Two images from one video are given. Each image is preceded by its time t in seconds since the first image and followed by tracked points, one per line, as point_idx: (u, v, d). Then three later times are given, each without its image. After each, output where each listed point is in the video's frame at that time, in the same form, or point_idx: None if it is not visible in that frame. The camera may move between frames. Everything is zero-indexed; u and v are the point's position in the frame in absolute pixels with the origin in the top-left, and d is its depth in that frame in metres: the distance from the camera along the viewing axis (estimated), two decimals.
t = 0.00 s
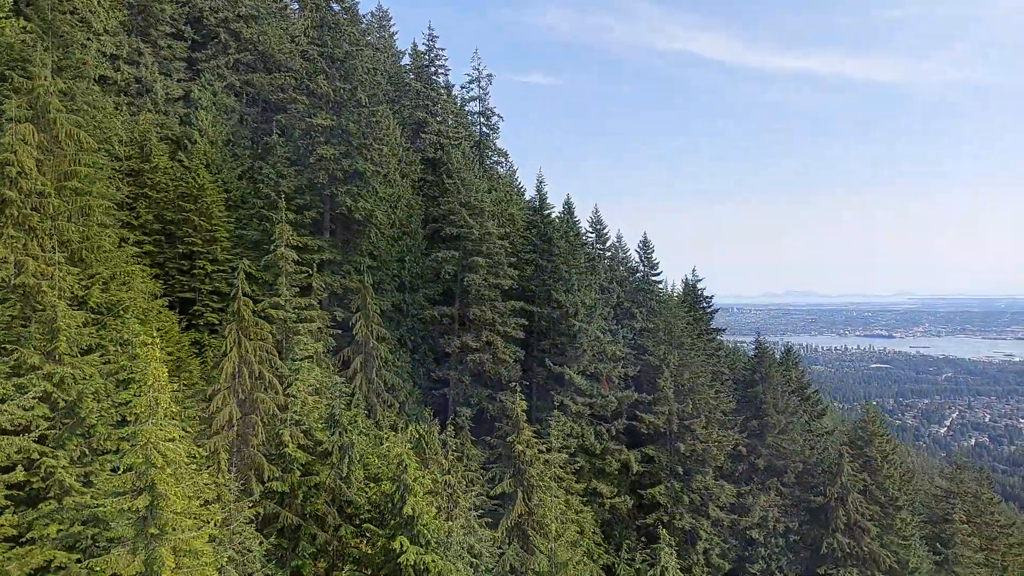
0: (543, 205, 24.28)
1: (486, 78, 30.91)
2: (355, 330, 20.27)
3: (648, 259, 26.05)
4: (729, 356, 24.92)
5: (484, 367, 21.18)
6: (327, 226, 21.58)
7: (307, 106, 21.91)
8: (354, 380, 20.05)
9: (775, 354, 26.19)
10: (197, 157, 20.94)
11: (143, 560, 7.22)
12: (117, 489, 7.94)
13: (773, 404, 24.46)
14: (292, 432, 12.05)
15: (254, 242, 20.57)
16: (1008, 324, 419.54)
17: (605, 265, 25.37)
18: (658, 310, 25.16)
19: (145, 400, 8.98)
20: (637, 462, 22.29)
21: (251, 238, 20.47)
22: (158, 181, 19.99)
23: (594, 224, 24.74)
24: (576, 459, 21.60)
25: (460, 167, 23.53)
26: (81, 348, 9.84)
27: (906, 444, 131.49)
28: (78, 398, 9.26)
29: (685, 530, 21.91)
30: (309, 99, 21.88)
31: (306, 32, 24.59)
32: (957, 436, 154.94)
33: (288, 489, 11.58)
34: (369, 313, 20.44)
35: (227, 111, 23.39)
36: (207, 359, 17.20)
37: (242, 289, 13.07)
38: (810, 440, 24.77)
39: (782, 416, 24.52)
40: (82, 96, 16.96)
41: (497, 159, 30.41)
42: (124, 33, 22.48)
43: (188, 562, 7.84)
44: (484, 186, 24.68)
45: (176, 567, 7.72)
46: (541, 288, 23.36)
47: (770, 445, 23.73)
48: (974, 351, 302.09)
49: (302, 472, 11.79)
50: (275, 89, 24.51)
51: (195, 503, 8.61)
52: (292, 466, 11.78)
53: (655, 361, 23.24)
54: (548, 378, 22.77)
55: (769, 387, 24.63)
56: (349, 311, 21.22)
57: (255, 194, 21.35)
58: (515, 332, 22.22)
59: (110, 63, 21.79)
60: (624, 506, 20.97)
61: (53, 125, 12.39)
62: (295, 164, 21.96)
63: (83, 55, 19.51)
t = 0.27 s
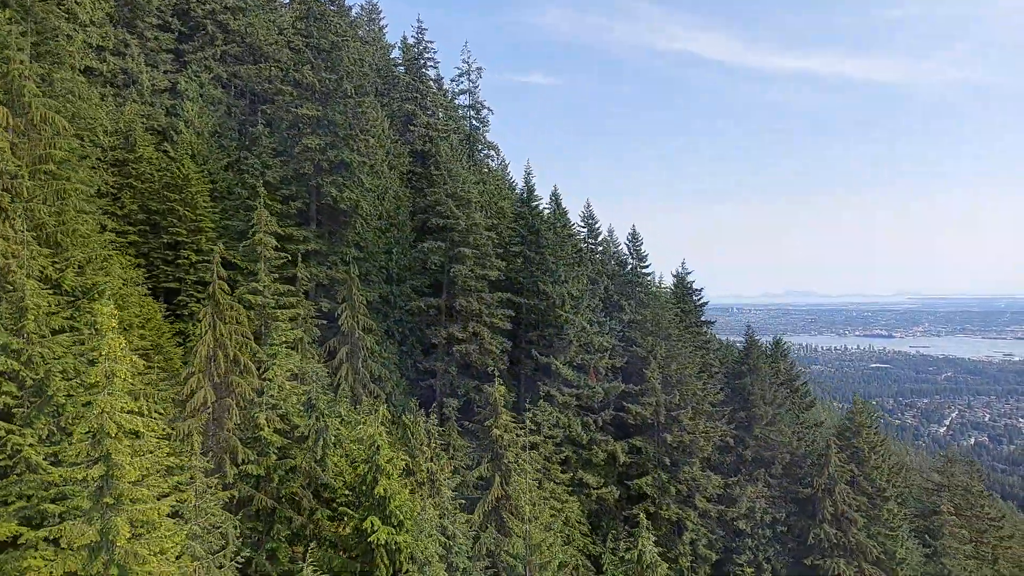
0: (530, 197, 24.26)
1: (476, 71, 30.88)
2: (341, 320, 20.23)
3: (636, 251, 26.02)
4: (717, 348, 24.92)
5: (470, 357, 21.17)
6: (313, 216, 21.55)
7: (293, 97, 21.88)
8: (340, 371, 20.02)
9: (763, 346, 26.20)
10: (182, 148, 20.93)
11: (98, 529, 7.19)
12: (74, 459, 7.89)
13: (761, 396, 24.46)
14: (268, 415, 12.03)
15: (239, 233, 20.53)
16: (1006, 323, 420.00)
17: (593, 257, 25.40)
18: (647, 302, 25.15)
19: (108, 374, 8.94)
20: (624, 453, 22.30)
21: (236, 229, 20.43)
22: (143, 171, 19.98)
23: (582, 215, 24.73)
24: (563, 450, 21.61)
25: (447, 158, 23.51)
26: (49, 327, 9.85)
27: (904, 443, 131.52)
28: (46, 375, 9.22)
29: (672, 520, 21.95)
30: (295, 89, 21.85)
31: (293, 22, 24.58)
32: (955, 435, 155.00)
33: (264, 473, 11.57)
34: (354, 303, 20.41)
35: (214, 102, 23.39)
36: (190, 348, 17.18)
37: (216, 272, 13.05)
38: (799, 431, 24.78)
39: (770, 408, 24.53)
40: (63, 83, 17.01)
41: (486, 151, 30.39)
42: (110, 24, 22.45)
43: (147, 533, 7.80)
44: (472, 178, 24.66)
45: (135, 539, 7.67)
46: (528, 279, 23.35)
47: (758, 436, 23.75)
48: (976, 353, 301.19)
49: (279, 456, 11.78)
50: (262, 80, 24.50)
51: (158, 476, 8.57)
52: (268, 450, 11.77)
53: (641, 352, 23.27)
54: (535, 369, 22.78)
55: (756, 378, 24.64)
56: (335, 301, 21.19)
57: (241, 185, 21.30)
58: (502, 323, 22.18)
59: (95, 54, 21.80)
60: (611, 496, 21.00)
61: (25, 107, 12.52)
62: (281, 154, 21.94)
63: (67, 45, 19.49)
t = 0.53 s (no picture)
0: (518, 188, 24.23)
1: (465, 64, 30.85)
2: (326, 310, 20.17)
3: (625, 243, 25.98)
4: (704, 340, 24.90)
5: (456, 348, 21.14)
6: (299, 207, 21.51)
7: (278, 87, 21.82)
8: (325, 361, 19.99)
9: (751, 338, 26.21)
10: (167, 137, 20.90)
11: (52, 499, 7.22)
12: (32, 431, 7.93)
13: (749, 387, 24.47)
14: (242, 399, 12.01)
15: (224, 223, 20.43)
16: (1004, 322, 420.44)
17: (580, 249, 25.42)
18: (635, 294, 25.13)
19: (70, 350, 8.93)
20: (611, 444, 22.29)
21: (220, 218, 20.37)
22: (127, 161, 19.95)
23: (569, 207, 24.73)
24: (549, 441, 21.61)
25: (434, 149, 23.49)
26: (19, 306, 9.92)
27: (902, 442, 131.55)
28: (13, 352, 9.28)
29: (659, 511, 21.95)
30: (280, 79, 21.82)
31: (279, 13, 24.47)
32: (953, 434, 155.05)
33: (238, 456, 11.56)
34: (339, 294, 20.33)
35: (200, 92, 23.40)
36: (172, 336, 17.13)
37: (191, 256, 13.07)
38: (787, 423, 24.77)
39: (757, 399, 24.54)
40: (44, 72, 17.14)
41: (476, 144, 30.38)
42: (96, 15, 22.44)
43: (104, 505, 7.81)
44: (459, 170, 24.63)
45: (92, 510, 7.70)
46: (515, 271, 23.36)
47: (745, 428, 23.75)
48: (975, 352, 301.42)
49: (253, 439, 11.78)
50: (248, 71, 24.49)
51: (119, 450, 8.58)
52: (242, 434, 11.77)
53: (628, 343, 23.30)
54: (522, 359, 22.80)
55: (744, 370, 24.66)
56: (321, 292, 21.17)
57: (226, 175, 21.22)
58: (489, 314, 22.13)
59: (81, 45, 21.88)
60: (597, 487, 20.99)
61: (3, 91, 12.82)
62: (266, 145, 21.93)
63: (50, 34, 19.47)
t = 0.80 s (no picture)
0: (505, 180, 24.24)
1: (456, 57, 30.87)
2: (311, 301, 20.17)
3: (614, 235, 25.99)
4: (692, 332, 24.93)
5: (442, 339, 21.13)
6: (285, 198, 21.51)
7: (264, 78, 21.83)
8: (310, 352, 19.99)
9: (740, 330, 26.23)
10: (153, 128, 20.92)
11: (7, 469, 7.24)
12: None
13: (736, 379, 24.49)
14: (217, 382, 11.92)
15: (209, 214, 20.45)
16: (1002, 321, 420.75)
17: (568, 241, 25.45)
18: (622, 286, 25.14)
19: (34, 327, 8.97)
20: (597, 435, 22.32)
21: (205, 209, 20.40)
22: (112, 151, 19.92)
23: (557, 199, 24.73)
24: (536, 431, 21.63)
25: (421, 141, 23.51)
26: None
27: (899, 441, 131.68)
28: None
29: (645, 502, 21.98)
30: (266, 71, 21.84)
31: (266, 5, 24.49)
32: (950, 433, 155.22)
33: (213, 440, 11.51)
34: (324, 284, 20.33)
35: (187, 84, 23.43)
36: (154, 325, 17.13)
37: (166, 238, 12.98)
38: (774, 414, 24.80)
39: (745, 391, 24.55)
40: (25, 60, 17.15)
41: (466, 138, 30.42)
42: (82, 6, 22.43)
43: (62, 478, 7.84)
44: (447, 162, 24.62)
45: (48, 482, 7.70)
46: (503, 262, 23.37)
47: (732, 419, 23.78)
48: (972, 352, 301.77)
49: (229, 423, 11.71)
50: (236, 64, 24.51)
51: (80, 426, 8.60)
52: (218, 418, 11.69)
53: (615, 334, 23.33)
54: (509, 351, 22.83)
55: (731, 362, 24.69)
56: (306, 283, 21.17)
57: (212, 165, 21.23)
58: (476, 305, 22.12)
59: (67, 36, 21.91)
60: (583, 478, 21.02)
61: None
62: (252, 136, 21.94)
63: (34, 24, 19.50)
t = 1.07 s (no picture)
0: (492, 172, 24.21)
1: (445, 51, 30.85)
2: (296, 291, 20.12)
3: (602, 228, 25.98)
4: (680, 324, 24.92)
5: (428, 330, 21.08)
6: (271, 189, 21.47)
7: (250, 69, 21.80)
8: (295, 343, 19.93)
9: (728, 322, 26.22)
10: (138, 119, 20.88)
11: None
12: None
13: (724, 371, 24.48)
14: (190, 366, 11.89)
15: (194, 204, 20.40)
16: (1001, 320, 420.89)
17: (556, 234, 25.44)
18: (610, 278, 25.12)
19: None
20: (584, 427, 22.29)
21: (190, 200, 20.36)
22: (96, 141, 19.83)
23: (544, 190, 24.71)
24: (522, 423, 21.60)
25: (408, 132, 23.49)
26: None
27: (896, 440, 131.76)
28: None
29: (632, 493, 21.95)
30: (252, 62, 21.81)
31: None
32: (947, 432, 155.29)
33: (187, 423, 11.54)
34: (309, 275, 20.26)
35: (173, 76, 23.40)
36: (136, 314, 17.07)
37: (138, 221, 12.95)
38: (762, 406, 24.78)
39: (733, 383, 24.54)
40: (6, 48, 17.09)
41: (456, 132, 30.41)
42: None
43: (19, 453, 7.74)
44: (434, 154, 24.60)
45: (5, 457, 7.60)
46: (490, 254, 23.35)
47: (719, 412, 23.89)
48: (971, 351, 302.01)
49: (203, 407, 11.73)
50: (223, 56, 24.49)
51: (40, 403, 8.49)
52: (191, 401, 11.69)
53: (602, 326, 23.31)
54: (495, 342, 22.80)
55: (719, 354, 24.68)
56: (292, 274, 21.12)
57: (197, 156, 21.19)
58: (462, 297, 22.07)
59: (53, 27, 21.88)
60: (569, 469, 20.96)
61: None
62: (238, 127, 21.90)
63: (18, 14, 19.46)
